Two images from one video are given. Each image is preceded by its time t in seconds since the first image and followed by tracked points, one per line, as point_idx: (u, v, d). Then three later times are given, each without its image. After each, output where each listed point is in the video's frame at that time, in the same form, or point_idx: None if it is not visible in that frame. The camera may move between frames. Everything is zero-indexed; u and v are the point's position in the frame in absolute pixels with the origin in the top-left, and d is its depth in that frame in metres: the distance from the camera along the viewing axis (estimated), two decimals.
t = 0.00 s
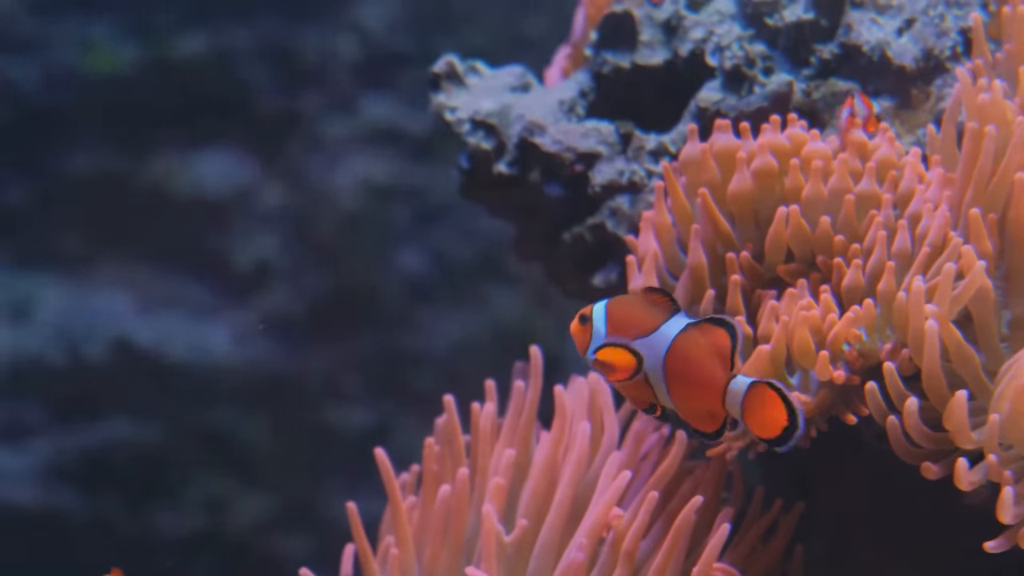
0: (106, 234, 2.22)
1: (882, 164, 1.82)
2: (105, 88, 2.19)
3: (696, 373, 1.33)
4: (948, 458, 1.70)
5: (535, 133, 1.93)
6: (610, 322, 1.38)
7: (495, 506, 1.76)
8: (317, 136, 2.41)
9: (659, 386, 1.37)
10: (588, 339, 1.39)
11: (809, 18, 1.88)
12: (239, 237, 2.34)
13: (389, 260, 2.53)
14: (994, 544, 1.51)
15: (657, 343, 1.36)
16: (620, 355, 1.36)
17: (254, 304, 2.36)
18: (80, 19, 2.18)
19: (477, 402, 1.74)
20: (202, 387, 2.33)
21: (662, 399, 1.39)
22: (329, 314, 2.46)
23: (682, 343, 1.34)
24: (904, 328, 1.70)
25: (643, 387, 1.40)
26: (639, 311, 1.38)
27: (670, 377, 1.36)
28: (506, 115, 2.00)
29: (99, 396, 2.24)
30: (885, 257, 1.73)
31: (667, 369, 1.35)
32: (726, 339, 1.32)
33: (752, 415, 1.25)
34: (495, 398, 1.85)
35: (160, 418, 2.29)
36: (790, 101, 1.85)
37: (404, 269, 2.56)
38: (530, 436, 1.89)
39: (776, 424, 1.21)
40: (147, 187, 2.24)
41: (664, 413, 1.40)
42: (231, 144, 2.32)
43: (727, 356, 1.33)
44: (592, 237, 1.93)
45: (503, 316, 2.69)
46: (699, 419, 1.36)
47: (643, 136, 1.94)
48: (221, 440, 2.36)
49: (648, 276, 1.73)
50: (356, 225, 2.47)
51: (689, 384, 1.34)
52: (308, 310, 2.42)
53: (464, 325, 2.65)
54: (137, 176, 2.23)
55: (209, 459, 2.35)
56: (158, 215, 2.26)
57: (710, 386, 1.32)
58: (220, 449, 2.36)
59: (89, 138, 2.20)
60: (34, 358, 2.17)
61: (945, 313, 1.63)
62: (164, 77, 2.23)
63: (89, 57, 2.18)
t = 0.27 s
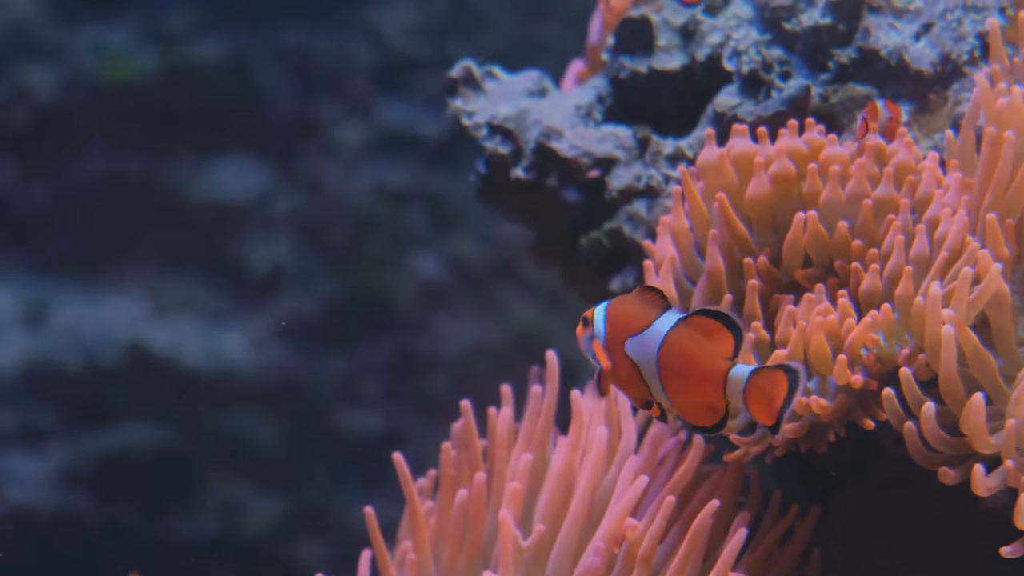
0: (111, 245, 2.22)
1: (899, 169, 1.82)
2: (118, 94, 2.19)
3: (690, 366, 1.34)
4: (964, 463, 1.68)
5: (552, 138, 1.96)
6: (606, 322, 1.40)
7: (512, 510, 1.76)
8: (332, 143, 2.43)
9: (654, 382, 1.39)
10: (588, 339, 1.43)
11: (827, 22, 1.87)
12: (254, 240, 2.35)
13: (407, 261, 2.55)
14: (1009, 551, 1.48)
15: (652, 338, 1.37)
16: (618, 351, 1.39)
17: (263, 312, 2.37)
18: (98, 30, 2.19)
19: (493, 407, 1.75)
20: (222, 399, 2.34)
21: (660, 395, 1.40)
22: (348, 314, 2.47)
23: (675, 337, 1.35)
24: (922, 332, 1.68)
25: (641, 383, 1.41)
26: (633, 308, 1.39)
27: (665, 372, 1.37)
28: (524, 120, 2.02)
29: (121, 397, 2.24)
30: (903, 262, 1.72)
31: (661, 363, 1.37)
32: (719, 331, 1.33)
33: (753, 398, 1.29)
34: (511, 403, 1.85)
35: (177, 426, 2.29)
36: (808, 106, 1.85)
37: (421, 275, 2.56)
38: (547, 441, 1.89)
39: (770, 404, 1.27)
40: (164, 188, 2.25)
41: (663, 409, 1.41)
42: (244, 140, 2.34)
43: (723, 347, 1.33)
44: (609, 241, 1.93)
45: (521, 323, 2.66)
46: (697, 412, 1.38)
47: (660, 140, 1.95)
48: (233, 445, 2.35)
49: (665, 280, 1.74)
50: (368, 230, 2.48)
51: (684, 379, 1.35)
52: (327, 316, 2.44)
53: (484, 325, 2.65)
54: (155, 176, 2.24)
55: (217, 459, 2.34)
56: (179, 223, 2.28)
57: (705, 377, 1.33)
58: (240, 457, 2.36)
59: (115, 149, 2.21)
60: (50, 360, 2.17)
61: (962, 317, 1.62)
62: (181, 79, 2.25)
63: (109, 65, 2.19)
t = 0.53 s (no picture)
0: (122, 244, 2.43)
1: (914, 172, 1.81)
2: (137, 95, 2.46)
3: (675, 361, 1.34)
4: (981, 467, 1.66)
5: (566, 141, 1.94)
6: (607, 322, 1.43)
7: (527, 513, 1.76)
8: (344, 145, 2.92)
9: (645, 380, 1.39)
10: (591, 340, 1.46)
11: (841, 25, 1.84)
12: (271, 247, 2.67)
13: (418, 265, 3.14)
14: None
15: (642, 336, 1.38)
16: (614, 350, 1.41)
17: (280, 314, 2.67)
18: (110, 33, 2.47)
19: (508, 408, 1.75)
20: (231, 397, 2.57)
21: (653, 393, 1.40)
22: (357, 314, 2.94)
23: (661, 333, 1.36)
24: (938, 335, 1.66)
25: (635, 382, 1.41)
26: (627, 307, 1.41)
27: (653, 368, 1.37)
28: (538, 123, 2.02)
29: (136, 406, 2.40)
30: (918, 265, 1.71)
31: (648, 361, 1.37)
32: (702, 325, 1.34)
33: (733, 391, 1.29)
34: (525, 406, 1.84)
35: (185, 428, 2.48)
36: (823, 109, 1.85)
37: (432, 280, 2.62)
38: (562, 444, 1.89)
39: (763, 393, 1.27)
40: (183, 189, 2.53)
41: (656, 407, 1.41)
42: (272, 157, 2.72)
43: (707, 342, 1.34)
44: (623, 244, 1.93)
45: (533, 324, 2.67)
46: (685, 409, 1.37)
47: (675, 144, 1.93)
48: (252, 448, 2.62)
49: (680, 284, 1.72)
50: (384, 227, 3.02)
51: (671, 374, 1.35)
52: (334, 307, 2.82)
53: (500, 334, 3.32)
54: (171, 184, 2.51)
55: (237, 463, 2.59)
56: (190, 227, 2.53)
57: (688, 372, 1.33)
58: (244, 450, 2.60)
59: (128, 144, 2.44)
60: (61, 363, 2.29)
61: (977, 321, 1.60)
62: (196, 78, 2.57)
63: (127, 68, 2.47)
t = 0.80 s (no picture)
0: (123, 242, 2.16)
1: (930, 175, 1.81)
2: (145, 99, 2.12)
3: (669, 352, 1.33)
4: (996, 468, 1.65)
5: (583, 143, 1.94)
6: (602, 322, 1.42)
7: (543, 514, 1.77)
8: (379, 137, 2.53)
9: (644, 372, 1.37)
10: (587, 342, 1.44)
11: (857, 28, 1.86)
12: (285, 246, 2.31)
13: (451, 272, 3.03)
14: None
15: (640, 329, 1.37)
16: (613, 348, 1.40)
17: (293, 316, 2.33)
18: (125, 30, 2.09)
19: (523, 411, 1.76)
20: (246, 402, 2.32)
21: (653, 386, 1.38)
22: (374, 316, 2.44)
23: (655, 325, 1.35)
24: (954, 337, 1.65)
25: (635, 377, 1.39)
26: (620, 304, 1.40)
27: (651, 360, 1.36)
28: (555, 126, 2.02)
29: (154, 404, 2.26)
30: (933, 267, 1.70)
31: (647, 353, 1.36)
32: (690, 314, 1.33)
33: (718, 380, 1.28)
34: (542, 408, 1.85)
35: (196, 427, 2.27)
36: (839, 110, 1.85)
37: (447, 280, 2.53)
38: (577, 445, 1.90)
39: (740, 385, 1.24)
40: (196, 196, 2.20)
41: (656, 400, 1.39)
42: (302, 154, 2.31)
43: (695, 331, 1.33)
44: (639, 245, 1.93)
45: (548, 327, 2.64)
46: (684, 399, 1.36)
47: (691, 146, 1.95)
48: (264, 445, 2.36)
49: (696, 285, 1.73)
50: (398, 235, 2.44)
51: (666, 364, 1.33)
52: (354, 318, 2.41)
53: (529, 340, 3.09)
54: (185, 189, 2.19)
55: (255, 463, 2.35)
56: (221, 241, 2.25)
57: (682, 362, 1.32)
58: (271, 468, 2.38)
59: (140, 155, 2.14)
60: (73, 361, 2.13)
61: (992, 322, 1.59)
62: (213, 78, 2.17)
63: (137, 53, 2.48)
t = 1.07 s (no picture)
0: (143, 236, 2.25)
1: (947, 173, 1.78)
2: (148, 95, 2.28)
3: (670, 342, 1.35)
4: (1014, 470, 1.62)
5: (599, 143, 1.94)
6: (598, 322, 1.43)
7: (559, 513, 1.77)
8: (371, 147, 2.51)
9: (644, 366, 1.37)
10: (584, 344, 1.43)
11: (873, 26, 1.85)
12: (298, 247, 2.37)
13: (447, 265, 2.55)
14: None
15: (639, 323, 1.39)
16: (612, 345, 1.40)
17: (309, 316, 2.35)
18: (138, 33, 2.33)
19: (539, 409, 1.77)
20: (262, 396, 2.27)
21: (654, 380, 1.38)
22: (394, 315, 2.45)
23: (654, 316, 1.38)
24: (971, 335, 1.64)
25: (636, 373, 1.39)
26: (615, 303, 1.42)
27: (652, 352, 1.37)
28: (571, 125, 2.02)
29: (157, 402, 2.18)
30: (950, 266, 1.68)
31: (647, 345, 1.37)
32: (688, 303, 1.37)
33: (720, 362, 1.32)
34: (560, 407, 1.87)
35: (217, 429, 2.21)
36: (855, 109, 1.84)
37: (460, 278, 2.56)
38: (594, 445, 1.91)
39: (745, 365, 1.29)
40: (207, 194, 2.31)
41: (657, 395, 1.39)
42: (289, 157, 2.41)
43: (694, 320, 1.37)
44: (655, 245, 1.91)
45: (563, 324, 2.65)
46: (686, 389, 1.37)
47: (708, 145, 1.94)
48: (275, 445, 2.27)
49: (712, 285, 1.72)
50: (409, 238, 2.49)
51: (668, 353, 1.35)
52: (371, 322, 2.41)
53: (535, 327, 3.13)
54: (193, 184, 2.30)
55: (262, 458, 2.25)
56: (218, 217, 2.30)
57: (685, 350, 1.34)
58: (274, 458, 2.26)
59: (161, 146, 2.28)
60: (92, 364, 2.14)
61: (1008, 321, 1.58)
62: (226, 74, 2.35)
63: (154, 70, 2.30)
